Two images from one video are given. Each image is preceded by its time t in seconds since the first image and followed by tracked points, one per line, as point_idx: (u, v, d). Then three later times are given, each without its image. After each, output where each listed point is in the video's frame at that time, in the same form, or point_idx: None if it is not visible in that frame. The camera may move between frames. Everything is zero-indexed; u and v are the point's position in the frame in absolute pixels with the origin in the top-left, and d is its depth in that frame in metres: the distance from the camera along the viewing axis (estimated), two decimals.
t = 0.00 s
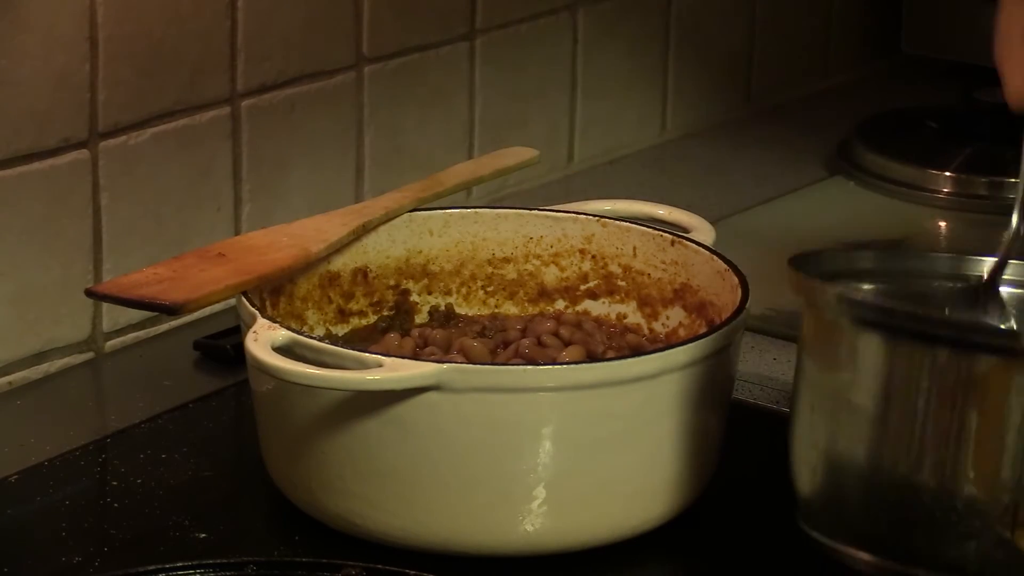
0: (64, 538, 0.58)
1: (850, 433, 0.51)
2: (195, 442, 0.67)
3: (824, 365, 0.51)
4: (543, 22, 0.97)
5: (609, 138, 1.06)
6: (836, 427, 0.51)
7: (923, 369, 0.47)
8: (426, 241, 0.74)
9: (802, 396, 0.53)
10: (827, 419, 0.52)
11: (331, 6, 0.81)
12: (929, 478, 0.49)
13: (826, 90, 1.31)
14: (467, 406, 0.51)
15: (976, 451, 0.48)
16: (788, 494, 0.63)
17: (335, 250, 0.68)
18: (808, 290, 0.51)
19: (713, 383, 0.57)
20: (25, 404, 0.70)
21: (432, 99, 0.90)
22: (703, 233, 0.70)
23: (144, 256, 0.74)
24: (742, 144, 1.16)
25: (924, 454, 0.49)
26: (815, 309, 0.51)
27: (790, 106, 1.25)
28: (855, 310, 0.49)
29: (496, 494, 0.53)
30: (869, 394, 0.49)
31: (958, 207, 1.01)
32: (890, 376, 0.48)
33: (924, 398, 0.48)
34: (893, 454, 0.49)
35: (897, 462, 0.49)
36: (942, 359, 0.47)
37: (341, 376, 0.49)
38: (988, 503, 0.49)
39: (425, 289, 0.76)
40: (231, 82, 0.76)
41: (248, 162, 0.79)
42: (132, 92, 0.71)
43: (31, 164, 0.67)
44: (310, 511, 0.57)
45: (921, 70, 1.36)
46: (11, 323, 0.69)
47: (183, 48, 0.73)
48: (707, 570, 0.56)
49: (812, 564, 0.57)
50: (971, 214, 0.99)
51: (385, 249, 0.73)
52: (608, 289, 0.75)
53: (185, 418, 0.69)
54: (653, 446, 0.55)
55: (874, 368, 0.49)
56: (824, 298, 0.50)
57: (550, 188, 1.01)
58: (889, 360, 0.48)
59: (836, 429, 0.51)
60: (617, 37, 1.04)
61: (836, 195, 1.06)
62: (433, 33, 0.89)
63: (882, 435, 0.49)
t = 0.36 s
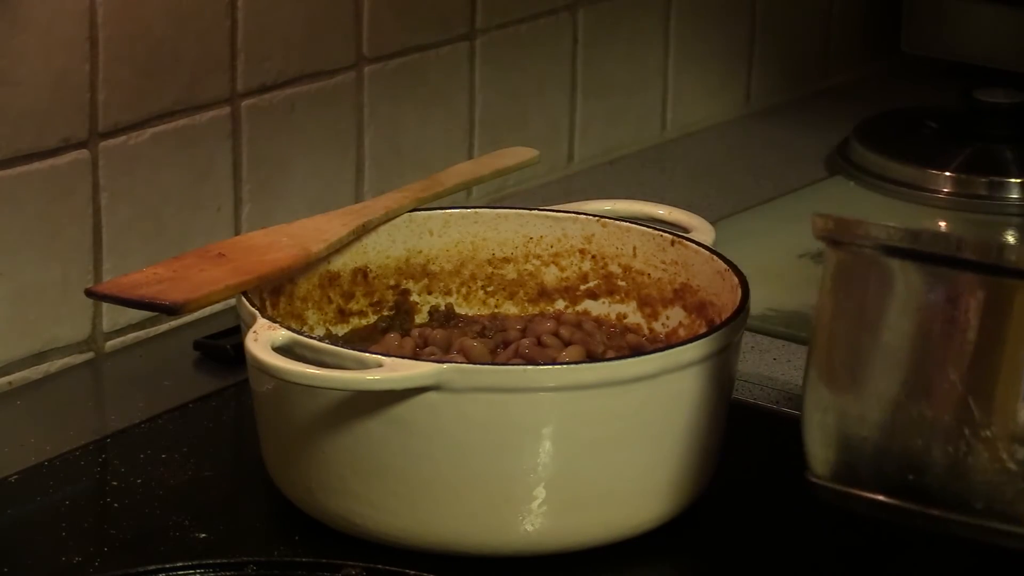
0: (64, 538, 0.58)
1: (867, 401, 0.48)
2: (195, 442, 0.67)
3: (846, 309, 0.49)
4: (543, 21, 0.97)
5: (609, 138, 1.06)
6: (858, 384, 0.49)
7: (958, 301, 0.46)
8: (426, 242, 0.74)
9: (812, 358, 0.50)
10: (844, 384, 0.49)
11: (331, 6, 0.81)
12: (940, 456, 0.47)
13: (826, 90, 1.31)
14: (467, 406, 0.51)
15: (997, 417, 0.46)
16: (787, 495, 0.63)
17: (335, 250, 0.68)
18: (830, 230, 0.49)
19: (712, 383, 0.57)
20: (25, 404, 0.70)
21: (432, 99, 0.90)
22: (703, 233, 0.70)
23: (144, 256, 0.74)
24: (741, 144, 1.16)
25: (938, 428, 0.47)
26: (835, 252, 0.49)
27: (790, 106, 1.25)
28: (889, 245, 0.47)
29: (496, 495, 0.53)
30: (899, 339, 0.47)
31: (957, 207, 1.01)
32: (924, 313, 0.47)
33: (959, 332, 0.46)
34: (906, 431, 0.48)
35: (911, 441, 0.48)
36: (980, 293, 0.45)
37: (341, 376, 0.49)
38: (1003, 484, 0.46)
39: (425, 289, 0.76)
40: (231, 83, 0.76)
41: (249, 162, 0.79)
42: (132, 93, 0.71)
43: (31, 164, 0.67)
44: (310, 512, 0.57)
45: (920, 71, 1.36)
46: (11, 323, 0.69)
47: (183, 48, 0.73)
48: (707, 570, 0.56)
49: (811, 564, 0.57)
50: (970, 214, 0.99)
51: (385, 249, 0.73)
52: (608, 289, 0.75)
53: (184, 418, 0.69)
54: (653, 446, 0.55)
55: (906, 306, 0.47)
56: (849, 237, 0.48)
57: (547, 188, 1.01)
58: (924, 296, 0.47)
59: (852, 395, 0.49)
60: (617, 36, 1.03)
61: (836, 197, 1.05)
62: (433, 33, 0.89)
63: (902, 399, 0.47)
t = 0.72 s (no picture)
0: (64, 538, 0.58)
1: (869, 422, 0.52)
2: (195, 442, 0.67)
3: (840, 349, 0.52)
4: (542, 21, 0.97)
5: (609, 138, 1.06)
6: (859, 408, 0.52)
7: (940, 340, 0.49)
8: (426, 242, 0.74)
9: (818, 385, 0.54)
10: (847, 407, 0.52)
11: (331, 6, 0.81)
12: (947, 463, 0.50)
13: (826, 90, 1.31)
14: (466, 406, 0.51)
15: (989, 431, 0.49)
16: (787, 496, 0.63)
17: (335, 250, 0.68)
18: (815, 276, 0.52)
19: (712, 383, 0.57)
20: (25, 404, 0.70)
21: (432, 99, 0.90)
22: (703, 233, 0.70)
23: (144, 256, 0.74)
24: (741, 144, 1.16)
25: (939, 440, 0.50)
26: (824, 294, 0.52)
27: (790, 106, 1.25)
28: (868, 294, 0.50)
29: (496, 495, 0.53)
30: (888, 377, 0.50)
31: (957, 207, 1.01)
32: (909, 356, 0.50)
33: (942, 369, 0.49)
34: (914, 445, 0.50)
35: (916, 455, 0.50)
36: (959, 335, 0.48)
37: (341, 376, 0.49)
38: (1005, 489, 0.49)
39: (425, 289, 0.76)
40: (231, 83, 0.76)
41: (249, 162, 0.79)
42: (132, 93, 0.71)
43: (31, 164, 0.67)
44: (310, 512, 0.57)
45: (920, 70, 1.36)
46: (11, 323, 0.69)
47: (183, 48, 0.73)
48: (707, 570, 0.56)
49: (811, 564, 0.57)
50: (970, 214, 0.99)
51: (385, 249, 0.73)
52: (608, 289, 0.75)
53: (184, 418, 0.69)
54: (652, 447, 0.55)
55: (892, 349, 0.50)
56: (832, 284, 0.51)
57: (546, 188, 1.01)
58: (907, 339, 0.50)
59: (857, 416, 0.52)
60: (617, 36, 1.03)
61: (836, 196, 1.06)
62: (433, 33, 0.89)
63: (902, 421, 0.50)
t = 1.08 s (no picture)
0: (64, 538, 0.58)
1: (835, 440, 0.52)
2: (195, 442, 0.67)
3: (804, 368, 0.52)
4: (543, 22, 0.97)
5: (609, 138, 1.06)
6: (823, 422, 0.52)
7: (900, 365, 0.49)
8: (426, 242, 0.74)
9: (783, 405, 0.54)
10: (812, 425, 0.52)
11: (331, 6, 0.81)
12: (915, 479, 0.50)
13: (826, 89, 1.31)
14: (467, 406, 0.51)
15: (957, 446, 0.49)
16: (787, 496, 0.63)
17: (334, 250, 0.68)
18: (776, 297, 0.52)
19: (713, 383, 0.57)
20: (25, 404, 0.70)
21: (432, 100, 0.90)
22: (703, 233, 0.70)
23: (144, 256, 0.74)
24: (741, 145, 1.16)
25: (908, 454, 0.50)
26: (787, 314, 0.53)
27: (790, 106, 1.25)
28: (825, 317, 0.50)
29: (496, 495, 0.53)
30: (851, 396, 0.51)
31: (956, 207, 1.01)
32: (868, 376, 0.50)
33: (902, 387, 0.49)
34: (878, 460, 0.50)
35: (882, 470, 0.50)
36: (918, 355, 0.48)
37: (340, 376, 0.49)
38: (976, 504, 0.49)
39: (425, 289, 0.76)
40: (231, 83, 0.76)
41: (248, 162, 0.79)
42: (132, 93, 0.71)
43: (31, 164, 0.67)
44: (311, 512, 0.57)
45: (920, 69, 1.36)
46: (12, 323, 0.69)
47: (182, 48, 0.73)
48: (706, 570, 0.56)
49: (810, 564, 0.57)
50: (969, 214, 0.99)
51: (385, 249, 0.73)
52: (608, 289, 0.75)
53: (184, 418, 0.69)
54: (653, 447, 0.55)
55: (852, 369, 0.50)
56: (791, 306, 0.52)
57: (546, 188, 1.00)
58: (865, 361, 0.50)
59: (822, 431, 0.52)
60: (617, 36, 1.03)
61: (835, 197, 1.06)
62: (433, 33, 0.89)
63: (864, 437, 0.50)
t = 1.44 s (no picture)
0: (65, 538, 0.58)
1: (850, 443, 0.52)
2: (195, 442, 0.67)
3: (819, 370, 0.52)
4: (542, 21, 0.97)
5: (609, 138, 1.06)
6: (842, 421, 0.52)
7: (917, 369, 0.49)
8: (426, 241, 0.74)
9: (800, 409, 0.54)
10: (828, 428, 0.52)
11: (330, 6, 0.81)
12: (931, 482, 0.50)
13: (826, 89, 1.31)
14: (467, 406, 0.51)
15: (974, 450, 0.49)
16: (786, 496, 0.63)
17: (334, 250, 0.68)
18: (794, 298, 0.53)
19: (713, 383, 0.57)
20: (25, 404, 0.70)
21: (432, 99, 0.90)
22: (703, 232, 0.70)
23: (144, 256, 0.74)
24: (741, 145, 1.16)
25: (923, 458, 0.50)
26: (803, 316, 0.53)
27: (790, 106, 1.25)
28: (842, 319, 0.51)
29: (496, 495, 0.53)
30: (867, 399, 0.51)
31: (956, 207, 1.01)
32: (883, 380, 0.50)
33: (918, 391, 0.49)
34: (894, 462, 0.50)
35: (897, 471, 0.50)
36: (933, 359, 0.48)
37: (340, 376, 0.49)
38: (991, 508, 0.49)
39: (425, 289, 0.76)
40: (231, 83, 0.76)
41: (248, 162, 0.79)
42: (133, 93, 0.71)
43: (31, 164, 0.67)
44: (310, 512, 0.57)
45: (919, 70, 1.36)
46: (12, 322, 0.69)
47: (183, 48, 0.73)
48: (706, 570, 0.56)
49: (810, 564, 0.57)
50: (969, 213, 0.99)
51: (384, 249, 0.73)
52: (608, 289, 0.75)
53: (184, 418, 0.69)
54: (653, 447, 0.55)
55: (868, 372, 0.50)
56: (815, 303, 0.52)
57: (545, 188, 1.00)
58: (880, 362, 0.50)
59: (838, 435, 0.52)
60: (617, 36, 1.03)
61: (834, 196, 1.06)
62: (433, 33, 0.88)
63: (882, 438, 0.50)
